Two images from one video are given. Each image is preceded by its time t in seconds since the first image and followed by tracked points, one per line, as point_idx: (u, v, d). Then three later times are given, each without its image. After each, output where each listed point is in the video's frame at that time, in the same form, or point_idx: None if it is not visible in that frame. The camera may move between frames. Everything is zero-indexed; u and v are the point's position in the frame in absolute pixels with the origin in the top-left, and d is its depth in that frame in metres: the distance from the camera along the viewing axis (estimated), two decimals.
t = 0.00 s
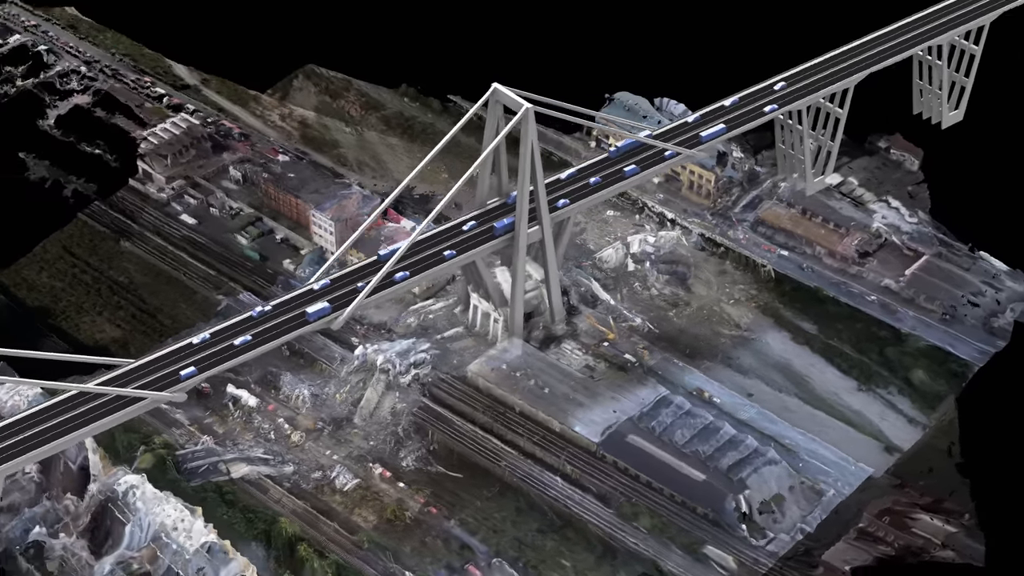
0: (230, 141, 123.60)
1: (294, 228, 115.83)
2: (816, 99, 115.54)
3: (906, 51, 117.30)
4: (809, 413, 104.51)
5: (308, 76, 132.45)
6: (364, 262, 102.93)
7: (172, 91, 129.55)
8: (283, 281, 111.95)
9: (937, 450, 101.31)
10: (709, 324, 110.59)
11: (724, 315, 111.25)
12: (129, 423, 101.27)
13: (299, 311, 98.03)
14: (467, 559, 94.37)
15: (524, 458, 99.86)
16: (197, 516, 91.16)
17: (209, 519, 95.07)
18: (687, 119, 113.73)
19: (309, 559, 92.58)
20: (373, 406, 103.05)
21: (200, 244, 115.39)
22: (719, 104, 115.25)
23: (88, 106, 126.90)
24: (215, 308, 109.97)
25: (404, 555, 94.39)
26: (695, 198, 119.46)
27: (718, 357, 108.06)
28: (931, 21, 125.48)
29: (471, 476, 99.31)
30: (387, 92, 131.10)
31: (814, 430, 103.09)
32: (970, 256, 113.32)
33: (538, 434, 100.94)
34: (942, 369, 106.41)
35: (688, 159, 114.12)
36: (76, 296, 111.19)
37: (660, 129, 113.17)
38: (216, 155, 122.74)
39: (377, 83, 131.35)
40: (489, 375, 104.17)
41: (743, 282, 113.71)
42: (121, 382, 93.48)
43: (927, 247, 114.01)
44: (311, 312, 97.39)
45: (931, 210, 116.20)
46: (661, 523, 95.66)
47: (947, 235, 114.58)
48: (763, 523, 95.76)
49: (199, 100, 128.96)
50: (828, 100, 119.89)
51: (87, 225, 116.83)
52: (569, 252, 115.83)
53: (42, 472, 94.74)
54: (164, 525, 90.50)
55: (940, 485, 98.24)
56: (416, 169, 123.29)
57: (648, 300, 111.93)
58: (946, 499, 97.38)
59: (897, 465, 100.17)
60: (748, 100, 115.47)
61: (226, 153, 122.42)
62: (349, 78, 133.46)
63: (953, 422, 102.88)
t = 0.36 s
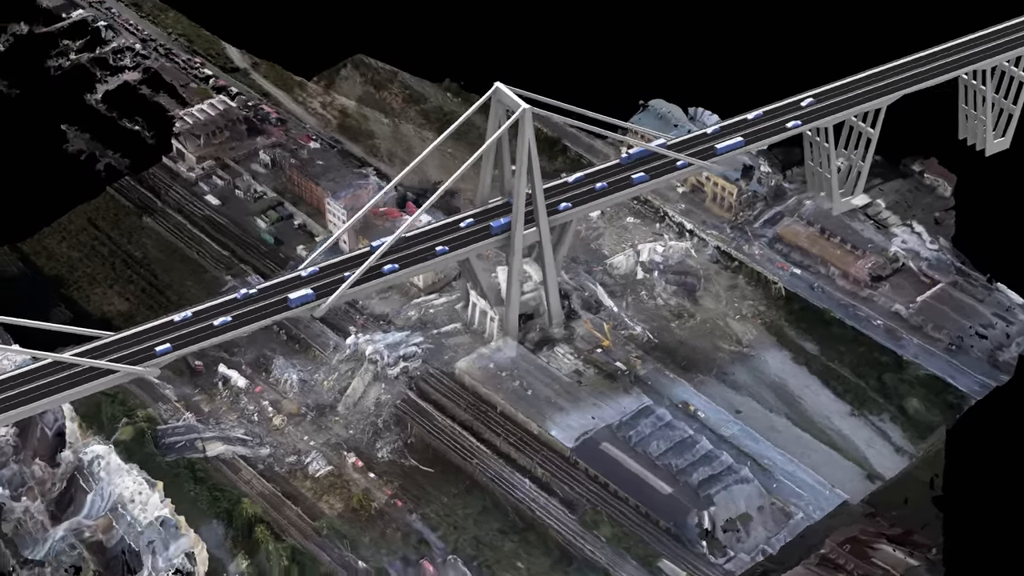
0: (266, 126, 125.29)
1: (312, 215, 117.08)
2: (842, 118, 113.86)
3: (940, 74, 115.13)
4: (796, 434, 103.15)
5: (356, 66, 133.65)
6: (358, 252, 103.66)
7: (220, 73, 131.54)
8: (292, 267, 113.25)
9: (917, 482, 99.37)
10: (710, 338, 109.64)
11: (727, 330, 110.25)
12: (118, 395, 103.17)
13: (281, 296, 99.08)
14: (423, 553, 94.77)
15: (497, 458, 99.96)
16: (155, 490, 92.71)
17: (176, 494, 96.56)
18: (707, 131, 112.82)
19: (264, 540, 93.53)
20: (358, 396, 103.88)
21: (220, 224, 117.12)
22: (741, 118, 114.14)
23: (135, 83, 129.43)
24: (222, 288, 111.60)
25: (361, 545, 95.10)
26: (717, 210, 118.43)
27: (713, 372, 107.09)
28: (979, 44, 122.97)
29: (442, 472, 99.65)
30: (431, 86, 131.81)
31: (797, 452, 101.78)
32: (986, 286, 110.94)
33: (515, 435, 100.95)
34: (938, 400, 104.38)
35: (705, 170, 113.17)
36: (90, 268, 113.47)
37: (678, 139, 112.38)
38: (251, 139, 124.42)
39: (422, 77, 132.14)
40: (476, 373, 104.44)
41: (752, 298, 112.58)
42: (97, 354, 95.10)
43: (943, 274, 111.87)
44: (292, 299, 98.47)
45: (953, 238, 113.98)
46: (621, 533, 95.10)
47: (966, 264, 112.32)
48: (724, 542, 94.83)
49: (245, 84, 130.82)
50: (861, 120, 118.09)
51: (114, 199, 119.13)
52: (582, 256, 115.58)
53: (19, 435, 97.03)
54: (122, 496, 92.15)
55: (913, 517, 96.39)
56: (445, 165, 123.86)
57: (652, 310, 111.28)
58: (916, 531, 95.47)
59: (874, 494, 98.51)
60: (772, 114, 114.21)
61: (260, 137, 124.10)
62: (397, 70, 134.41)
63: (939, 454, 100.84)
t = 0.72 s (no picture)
0: (304, 113, 126.74)
1: (333, 203, 118.19)
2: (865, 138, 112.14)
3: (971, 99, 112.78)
4: (778, 454, 101.95)
5: (406, 59, 134.56)
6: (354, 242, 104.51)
7: (270, 58, 133.32)
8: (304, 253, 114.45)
9: (892, 512, 97.58)
10: (709, 351, 108.73)
11: (728, 345, 109.25)
12: (112, 367, 105.17)
13: (268, 280, 100.25)
14: (381, 545, 95.38)
15: (470, 456, 100.14)
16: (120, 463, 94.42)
17: (149, 468, 98.24)
18: (724, 143, 111.77)
19: (224, 520, 94.73)
20: (345, 385, 104.76)
21: (242, 206, 118.72)
22: (762, 132, 112.90)
23: (185, 63, 131.65)
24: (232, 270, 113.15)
25: (322, 532, 95.95)
26: (738, 224, 117.34)
27: (705, 385, 106.18)
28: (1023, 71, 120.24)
29: (415, 465, 100.15)
30: (475, 83, 132.26)
31: (775, 473, 100.53)
32: (998, 319, 108.57)
33: (491, 435, 101.05)
34: (929, 431, 102.39)
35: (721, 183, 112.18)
36: (110, 242, 115.76)
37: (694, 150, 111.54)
38: (287, 125, 125.98)
39: (468, 74, 132.64)
40: (464, 370, 104.73)
41: (758, 315, 111.38)
42: (79, 325, 97.00)
43: (955, 304, 109.67)
44: (277, 284, 99.58)
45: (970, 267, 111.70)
46: (580, 540, 94.79)
47: (980, 294, 110.01)
48: (683, 558, 94.00)
49: (292, 70, 132.41)
50: (890, 142, 116.24)
51: (144, 176, 121.33)
52: (594, 262, 115.28)
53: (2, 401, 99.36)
54: (87, 465, 93.95)
55: (879, 548, 94.71)
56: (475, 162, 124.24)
57: (654, 319, 110.65)
58: (879, 561, 93.75)
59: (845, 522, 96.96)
60: (794, 131, 112.80)
61: (296, 123, 125.56)
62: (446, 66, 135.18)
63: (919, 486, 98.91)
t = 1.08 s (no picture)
0: (344, 102, 127.96)
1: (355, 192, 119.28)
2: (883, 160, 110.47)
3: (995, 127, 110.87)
4: (756, 474, 100.80)
5: (455, 55, 135.16)
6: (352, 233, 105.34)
7: (321, 46, 134.75)
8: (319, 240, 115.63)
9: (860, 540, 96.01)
10: (705, 365, 107.82)
11: (725, 360, 108.23)
12: (110, 339, 107.18)
13: (258, 264, 101.47)
14: (341, 532, 96.17)
15: (444, 451, 100.49)
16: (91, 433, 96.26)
17: (128, 440, 99.99)
18: (739, 157, 110.66)
19: (190, 496, 96.15)
20: (334, 372, 105.71)
21: (267, 190, 120.20)
22: (781, 148, 111.58)
23: (237, 47, 133.55)
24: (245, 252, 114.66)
25: (286, 515, 96.97)
26: (756, 238, 116.12)
27: (694, 399, 105.31)
28: None
29: (389, 457, 100.78)
30: (520, 82, 132.43)
31: (749, 492, 99.43)
32: (1003, 354, 106.24)
33: (468, 432, 101.32)
34: (913, 461, 100.56)
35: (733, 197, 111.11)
36: (133, 217, 117.93)
37: (708, 162, 110.61)
38: (325, 112, 127.21)
39: (514, 73, 132.86)
40: (452, 366, 105.12)
41: (761, 332, 110.16)
42: (66, 295, 98.98)
43: (960, 334, 107.52)
44: (266, 268, 100.77)
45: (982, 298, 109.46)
46: (537, 543, 94.59)
47: (988, 327, 107.78)
48: (638, 569, 93.41)
49: (341, 60, 133.72)
50: (915, 166, 114.26)
51: (177, 155, 123.34)
52: (605, 268, 114.88)
53: None
54: (60, 433, 95.91)
55: None
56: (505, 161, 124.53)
57: (654, 329, 109.99)
58: None
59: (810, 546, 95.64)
60: (812, 148, 111.33)
61: (333, 112, 126.82)
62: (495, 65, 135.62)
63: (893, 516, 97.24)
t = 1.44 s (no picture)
0: (384, 94, 128.89)
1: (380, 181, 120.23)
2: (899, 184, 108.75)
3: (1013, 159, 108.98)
4: (730, 491, 99.76)
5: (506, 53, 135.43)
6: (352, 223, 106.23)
7: (373, 38, 135.87)
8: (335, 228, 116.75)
9: (821, 565, 94.58)
10: (698, 378, 106.93)
11: (720, 374, 107.23)
12: (114, 312, 109.25)
13: (252, 247, 102.77)
14: (305, 518, 97.08)
15: (419, 446, 100.93)
16: (68, 402, 98.28)
17: (112, 412, 101.90)
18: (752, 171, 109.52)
19: (161, 471, 97.77)
20: (326, 359, 106.69)
21: (294, 175, 121.58)
22: (796, 165, 110.21)
23: (290, 33, 135.16)
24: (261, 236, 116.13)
25: (254, 496, 98.18)
26: (772, 255, 114.74)
27: (681, 412, 104.50)
28: None
29: (365, 447, 101.47)
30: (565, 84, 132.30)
31: (719, 509, 98.48)
32: (1003, 388, 103.77)
33: (446, 429, 101.67)
34: (891, 490, 98.81)
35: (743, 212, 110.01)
36: (161, 194, 120.00)
37: (719, 174, 109.64)
38: (364, 103, 128.05)
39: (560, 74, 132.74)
40: (441, 362, 105.51)
41: (761, 349, 108.93)
42: (60, 264, 101.13)
43: (961, 365, 105.36)
44: (258, 252, 102.04)
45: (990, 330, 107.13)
46: (492, 543, 94.52)
47: (991, 359, 105.49)
48: None
49: (390, 52, 134.71)
50: (937, 192, 112.15)
51: (213, 136, 125.23)
52: (615, 274, 114.40)
53: None
54: (39, 399, 98.07)
55: None
56: (535, 162, 124.55)
57: (653, 339, 109.31)
58: None
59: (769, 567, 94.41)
60: (828, 167, 109.80)
61: (372, 102, 127.82)
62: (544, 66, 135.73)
63: (859, 543, 95.64)
